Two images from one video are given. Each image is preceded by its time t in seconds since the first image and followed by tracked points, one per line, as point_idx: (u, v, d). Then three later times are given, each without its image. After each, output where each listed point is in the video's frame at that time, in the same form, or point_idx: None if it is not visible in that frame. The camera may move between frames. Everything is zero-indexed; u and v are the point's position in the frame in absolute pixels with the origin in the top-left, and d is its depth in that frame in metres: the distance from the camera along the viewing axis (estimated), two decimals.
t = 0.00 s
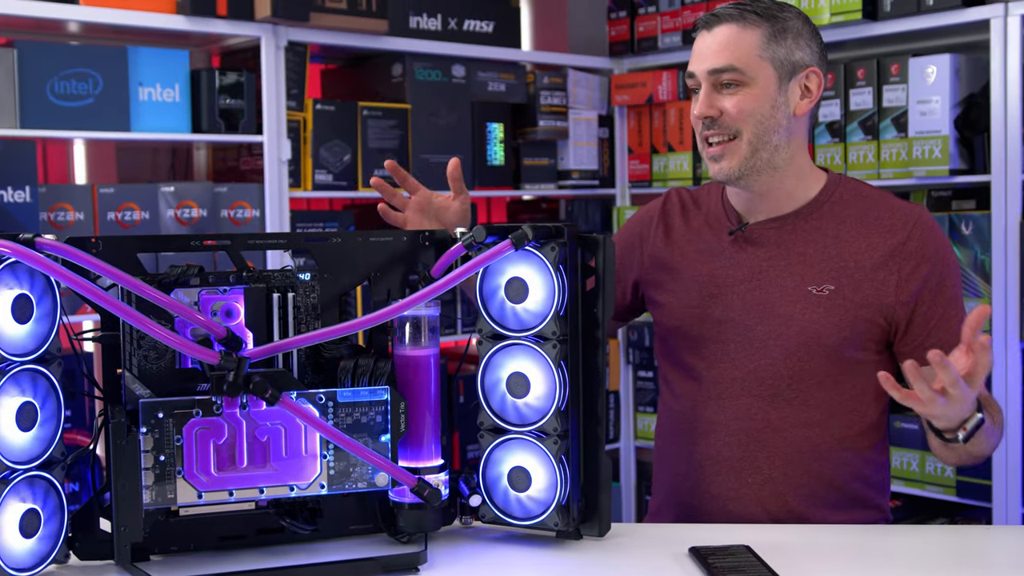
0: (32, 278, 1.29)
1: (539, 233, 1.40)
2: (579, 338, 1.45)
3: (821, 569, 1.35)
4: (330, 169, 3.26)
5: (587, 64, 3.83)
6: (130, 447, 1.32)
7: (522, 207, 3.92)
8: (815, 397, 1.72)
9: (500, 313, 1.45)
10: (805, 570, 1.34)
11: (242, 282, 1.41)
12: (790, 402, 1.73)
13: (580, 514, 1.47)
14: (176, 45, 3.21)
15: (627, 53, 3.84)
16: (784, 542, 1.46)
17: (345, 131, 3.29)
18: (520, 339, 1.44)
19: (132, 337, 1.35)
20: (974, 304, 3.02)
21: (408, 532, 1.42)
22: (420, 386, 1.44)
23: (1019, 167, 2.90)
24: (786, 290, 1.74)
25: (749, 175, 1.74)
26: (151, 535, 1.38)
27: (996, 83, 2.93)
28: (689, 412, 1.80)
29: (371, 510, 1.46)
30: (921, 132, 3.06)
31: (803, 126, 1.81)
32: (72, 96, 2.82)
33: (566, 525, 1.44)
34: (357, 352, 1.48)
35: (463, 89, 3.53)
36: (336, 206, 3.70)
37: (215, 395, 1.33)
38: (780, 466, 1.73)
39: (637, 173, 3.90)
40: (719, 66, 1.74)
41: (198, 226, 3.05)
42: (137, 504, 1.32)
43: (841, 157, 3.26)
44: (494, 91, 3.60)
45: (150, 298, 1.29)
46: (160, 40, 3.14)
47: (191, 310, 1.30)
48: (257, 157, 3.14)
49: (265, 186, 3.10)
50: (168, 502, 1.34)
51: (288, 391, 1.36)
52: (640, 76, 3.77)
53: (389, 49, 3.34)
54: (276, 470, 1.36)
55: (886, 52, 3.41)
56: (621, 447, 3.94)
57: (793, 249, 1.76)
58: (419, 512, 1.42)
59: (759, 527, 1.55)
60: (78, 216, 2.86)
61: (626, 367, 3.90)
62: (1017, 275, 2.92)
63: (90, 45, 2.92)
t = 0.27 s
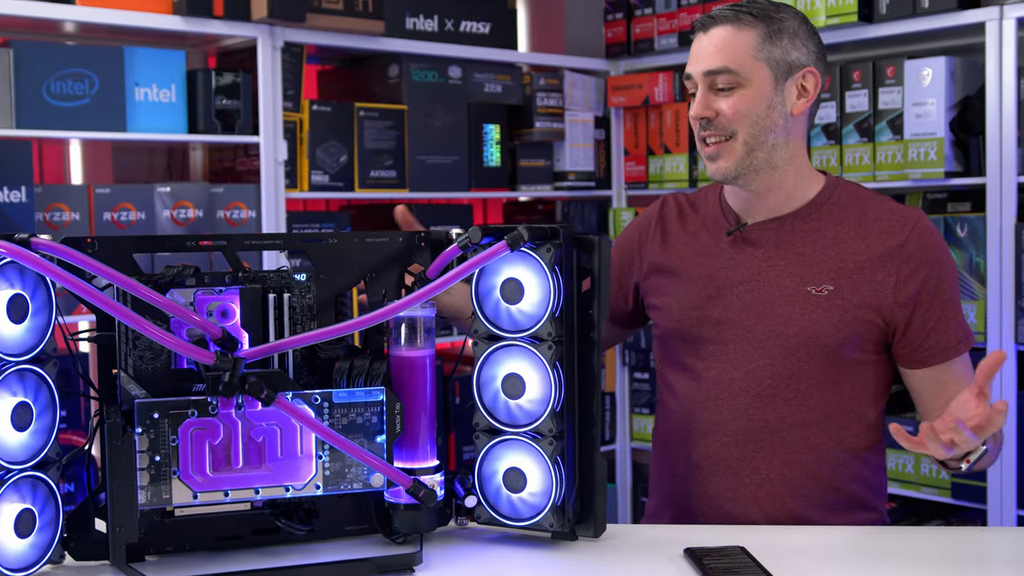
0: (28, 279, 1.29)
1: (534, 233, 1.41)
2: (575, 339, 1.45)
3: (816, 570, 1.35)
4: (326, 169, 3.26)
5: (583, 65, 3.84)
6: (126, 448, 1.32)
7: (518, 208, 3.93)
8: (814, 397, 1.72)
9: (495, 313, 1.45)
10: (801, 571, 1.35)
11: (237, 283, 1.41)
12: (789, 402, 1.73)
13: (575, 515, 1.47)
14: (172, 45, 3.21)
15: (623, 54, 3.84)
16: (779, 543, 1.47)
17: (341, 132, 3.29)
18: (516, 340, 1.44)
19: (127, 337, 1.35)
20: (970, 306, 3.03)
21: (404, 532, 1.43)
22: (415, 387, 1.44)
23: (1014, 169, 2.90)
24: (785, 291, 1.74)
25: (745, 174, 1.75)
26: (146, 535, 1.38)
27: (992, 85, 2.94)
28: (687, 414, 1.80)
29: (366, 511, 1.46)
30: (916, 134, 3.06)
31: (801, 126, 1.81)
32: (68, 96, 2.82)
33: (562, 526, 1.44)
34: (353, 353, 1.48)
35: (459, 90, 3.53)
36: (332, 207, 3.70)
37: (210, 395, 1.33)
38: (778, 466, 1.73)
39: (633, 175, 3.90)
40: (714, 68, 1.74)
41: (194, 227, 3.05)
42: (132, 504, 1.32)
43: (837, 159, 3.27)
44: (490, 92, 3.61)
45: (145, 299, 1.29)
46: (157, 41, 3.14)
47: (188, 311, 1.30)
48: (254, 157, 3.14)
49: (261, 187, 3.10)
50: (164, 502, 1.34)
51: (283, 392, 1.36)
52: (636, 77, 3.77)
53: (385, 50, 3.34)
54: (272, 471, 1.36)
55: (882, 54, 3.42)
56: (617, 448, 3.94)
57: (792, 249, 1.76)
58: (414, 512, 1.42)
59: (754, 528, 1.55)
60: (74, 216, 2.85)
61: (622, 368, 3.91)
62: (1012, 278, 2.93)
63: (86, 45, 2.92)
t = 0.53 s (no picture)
0: (29, 281, 1.29)
1: (534, 235, 1.41)
2: (575, 341, 1.45)
3: (815, 572, 1.35)
4: (325, 171, 3.26)
5: (582, 67, 3.84)
6: (126, 449, 1.32)
7: (518, 210, 3.93)
8: (810, 399, 1.72)
9: (493, 314, 1.45)
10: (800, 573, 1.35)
11: (237, 284, 1.41)
12: (786, 403, 1.73)
13: (575, 517, 1.47)
14: (172, 47, 3.21)
15: (622, 56, 3.85)
16: (778, 545, 1.47)
17: (340, 134, 3.29)
18: (516, 342, 1.44)
19: (127, 339, 1.36)
20: (969, 308, 3.03)
21: (403, 534, 1.43)
22: (415, 389, 1.44)
23: (1013, 171, 2.91)
24: (784, 292, 1.75)
25: (750, 178, 1.76)
26: (146, 537, 1.38)
27: (991, 87, 2.94)
28: (686, 412, 1.81)
29: (366, 512, 1.46)
30: (915, 136, 3.06)
31: (803, 126, 1.81)
32: (68, 99, 2.83)
33: (561, 528, 1.45)
34: (353, 355, 1.48)
35: (459, 92, 3.53)
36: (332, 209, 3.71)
37: (210, 397, 1.33)
38: (774, 467, 1.73)
39: (633, 176, 3.90)
40: (714, 71, 1.75)
41: (194, 229, 3.05)
42: (132, 506, 1.32)
43: (837, 161, 3.27)
44: (490, 94, 3.61)
45: (145, 301, 1.30)
46: (157, 43, 3.14)
47: (188, 313, 1.31)
48: (254, 160, 3.15)
49: (261, 189, 3.10)
50: (163, 504, 1.34)
51: (283, 393, 1.36)
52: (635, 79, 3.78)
53: (385, 52, 3.34)
54: (271, 473, 1.37)
55: (881, 55, 3.43)
56: (617, 450, 3.94)
57: (792, 251, 1.76)
58: (414, 514, 1.42)
59: (753, 530, 1.55)
60: (74, 218, 2.86)
61: (622, 370, 3.91)
62: (1012, 279, 2.93)
63: (86, 48, 2.92)
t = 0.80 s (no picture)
0: (24, 281, 1.29)
1: (529, 235, 1.41)
2: (570, 339, 1.45)
3: (811, 570, 1.36)
4: (322, 172, 3.26)
5: (579, 68, 3.84)
6: (122, 449, 1.32)
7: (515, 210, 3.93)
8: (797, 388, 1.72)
9: (489, 314, 1.45)
10: (795, 571, 1.35)
11: (234, 284, 1.41)
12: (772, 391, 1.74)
13: (571, 516, 1.47)
14: (168, 48, 3.21)
15: (619, 57, 3.85)
16: (774, 543, 1.47)
17: (337, 135, 3.29)
18: (512, 342, 1.44)
19: (123, 339, 1.36)
20: (965, 307, 3.04)
21: (399, 533, 1.43)
22: (411, 389, 1.45)
23: (1009, 170, 2.91)
24: (775, 282, 1.76)
25: (764, 177, 1.78)
26: (141, 537, 1.38)
27: (986, 87, 2.94)
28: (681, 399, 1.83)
29: (361, 512, 1.47)
30: (911, 135, 3.07)
31: (816, 127, 1.83)
32: (64, 99, 2.83)
33: (557, 527, 1.45)
34: (348, 354, 1.47)
35: (455, 92, 3.53)
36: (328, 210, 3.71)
37: (206, 397, 1.34)
38: (761, 456, 1.74)
39: (629, 177, 3.90)
40: (726, 77, 1.78)
41: (191, 229, 3.05)
42: (128, 506, 1.32)
43: (833, 161, 3.28)
44: (486, 94, 3.61)
45: (141, 301, 1.30)
46: (153, 44, 3.15)
47: (183, 313, 1.31)
48: (250, 160, 3.15)
49: (257, 189, 3.10)
50: (159, 504, 1.34)
51: (279, 393, 1.37)
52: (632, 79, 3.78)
53: (381, 53, 3.35)
54: (267, 472, 1.37)
55: (877, 55, 3.43)
56: (614, 449, 3.95)
57: (789, 245, 1.77)
58: (410, 513, 1.43)
59: (749, 528, 1.55)
60: (71, 219, 2.86)
61: (619, 370, 3.91)
62: (1008, 278, 2.94)
63: (83, 49, 2.93)
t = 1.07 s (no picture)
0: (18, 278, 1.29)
1: (523, 233, 1.41)
2: (564, 338, 1.46)
3: (804, 568, 1.36)
4: (317, 170, 3.26)
5: (574, 67, 3.85)
6: (116, 447, 1.32)
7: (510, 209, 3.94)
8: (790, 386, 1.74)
9: (483, 312, 1.46)
10: (788, 568, 1.36)
11: (228, 283, 1.42)
12: (765, 388, 1.76)
13: (565, 513, 1.47)
14: (163, 46, 3.21)
15: (614, 55, 3.86)
16: (767, 541, 1.48)
17: (332, 133, 3.30)
18: (506, 339, 1.45)
19: (117, 337, 1.36)
20: (959, 305, 3.04)
21: (393, 531, 1.43)
22: (405, 387, 1.45)
23: (1003, 169, 2.92)
24: (775, 281, 1.77)
25: (775, 177, 1.78)
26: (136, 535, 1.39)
27: (980, 85, 2.95)
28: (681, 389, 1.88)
29: (356, 509, 1.47)
30: (906, 134, 3.08)
31: (830, 128, 1.83)
32: (59, 98, 2.82)
33: (551, 524, 1.45)
34: (343, 352, 1.48)
35: (451, 91, 3.53)
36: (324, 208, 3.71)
37: (201, 395, 1.34)
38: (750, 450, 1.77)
39: (624, 175, 3.91)
40: (743, 72, 1.77)
41: (186, 228, 3.05)
42: (123, 504, 1.33)
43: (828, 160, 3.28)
44: (482, 93, 3.62)
45: (136, 299, 1.30)
46: (148, 42, 3.15)
47: (177, 310, 1.31)
48: (246, 159, 3.15)
49: (252, 187, 3.10)
50: (154, 502, 1.34)
51: (273, 391, 1.37)
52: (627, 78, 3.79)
53: (377, 51, 3.35)
54: (262, 470, 1.37)
55: (871, 54, 3.44)
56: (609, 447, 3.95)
57: (791, 246, 1.78)
58: (403, 511, 1.42)
59: (742, 526, 1.56)
60: (66, 217, 2.86)
61: (614, 368, 3.92)
62: (1002, 276, 2.94)
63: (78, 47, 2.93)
